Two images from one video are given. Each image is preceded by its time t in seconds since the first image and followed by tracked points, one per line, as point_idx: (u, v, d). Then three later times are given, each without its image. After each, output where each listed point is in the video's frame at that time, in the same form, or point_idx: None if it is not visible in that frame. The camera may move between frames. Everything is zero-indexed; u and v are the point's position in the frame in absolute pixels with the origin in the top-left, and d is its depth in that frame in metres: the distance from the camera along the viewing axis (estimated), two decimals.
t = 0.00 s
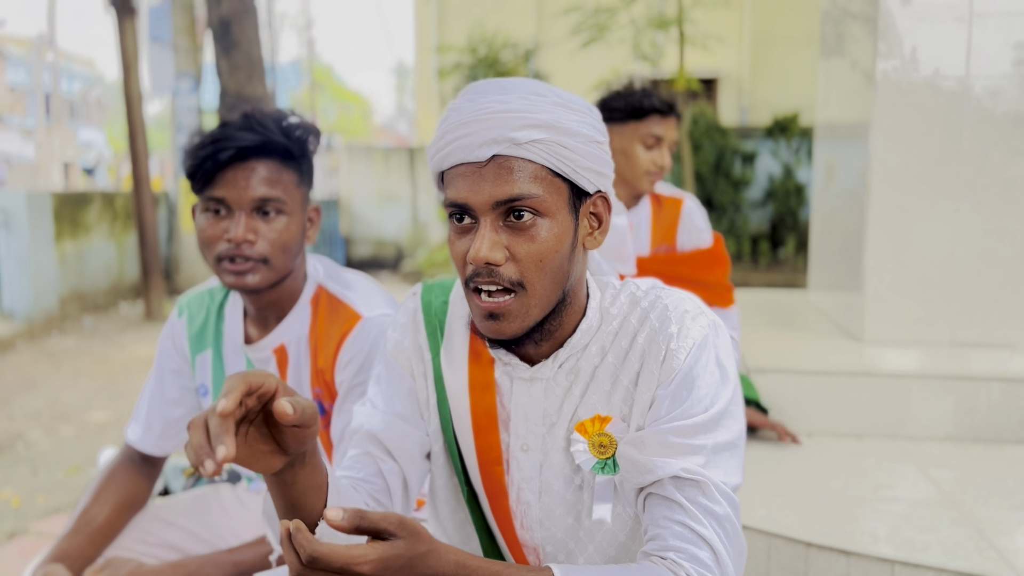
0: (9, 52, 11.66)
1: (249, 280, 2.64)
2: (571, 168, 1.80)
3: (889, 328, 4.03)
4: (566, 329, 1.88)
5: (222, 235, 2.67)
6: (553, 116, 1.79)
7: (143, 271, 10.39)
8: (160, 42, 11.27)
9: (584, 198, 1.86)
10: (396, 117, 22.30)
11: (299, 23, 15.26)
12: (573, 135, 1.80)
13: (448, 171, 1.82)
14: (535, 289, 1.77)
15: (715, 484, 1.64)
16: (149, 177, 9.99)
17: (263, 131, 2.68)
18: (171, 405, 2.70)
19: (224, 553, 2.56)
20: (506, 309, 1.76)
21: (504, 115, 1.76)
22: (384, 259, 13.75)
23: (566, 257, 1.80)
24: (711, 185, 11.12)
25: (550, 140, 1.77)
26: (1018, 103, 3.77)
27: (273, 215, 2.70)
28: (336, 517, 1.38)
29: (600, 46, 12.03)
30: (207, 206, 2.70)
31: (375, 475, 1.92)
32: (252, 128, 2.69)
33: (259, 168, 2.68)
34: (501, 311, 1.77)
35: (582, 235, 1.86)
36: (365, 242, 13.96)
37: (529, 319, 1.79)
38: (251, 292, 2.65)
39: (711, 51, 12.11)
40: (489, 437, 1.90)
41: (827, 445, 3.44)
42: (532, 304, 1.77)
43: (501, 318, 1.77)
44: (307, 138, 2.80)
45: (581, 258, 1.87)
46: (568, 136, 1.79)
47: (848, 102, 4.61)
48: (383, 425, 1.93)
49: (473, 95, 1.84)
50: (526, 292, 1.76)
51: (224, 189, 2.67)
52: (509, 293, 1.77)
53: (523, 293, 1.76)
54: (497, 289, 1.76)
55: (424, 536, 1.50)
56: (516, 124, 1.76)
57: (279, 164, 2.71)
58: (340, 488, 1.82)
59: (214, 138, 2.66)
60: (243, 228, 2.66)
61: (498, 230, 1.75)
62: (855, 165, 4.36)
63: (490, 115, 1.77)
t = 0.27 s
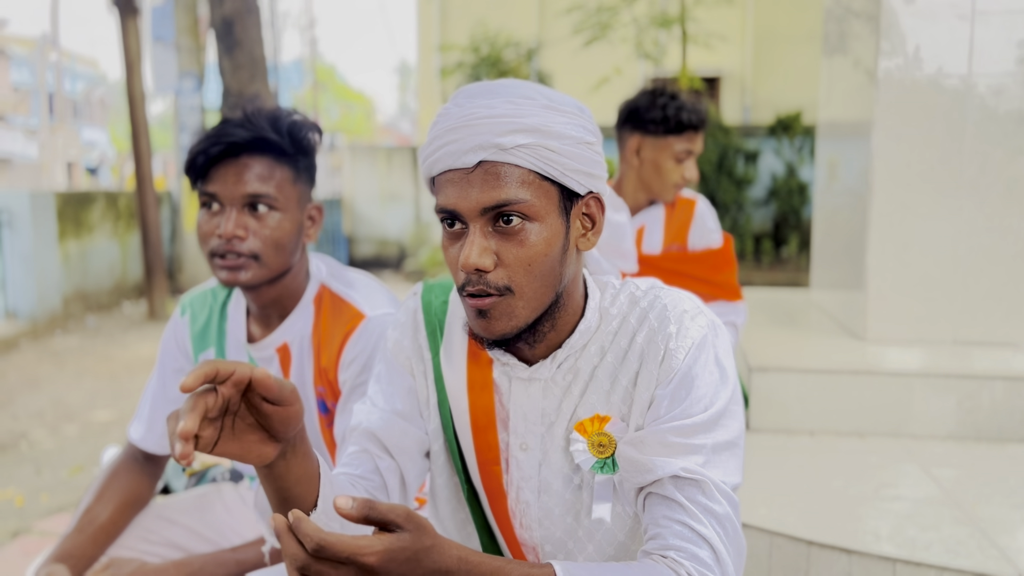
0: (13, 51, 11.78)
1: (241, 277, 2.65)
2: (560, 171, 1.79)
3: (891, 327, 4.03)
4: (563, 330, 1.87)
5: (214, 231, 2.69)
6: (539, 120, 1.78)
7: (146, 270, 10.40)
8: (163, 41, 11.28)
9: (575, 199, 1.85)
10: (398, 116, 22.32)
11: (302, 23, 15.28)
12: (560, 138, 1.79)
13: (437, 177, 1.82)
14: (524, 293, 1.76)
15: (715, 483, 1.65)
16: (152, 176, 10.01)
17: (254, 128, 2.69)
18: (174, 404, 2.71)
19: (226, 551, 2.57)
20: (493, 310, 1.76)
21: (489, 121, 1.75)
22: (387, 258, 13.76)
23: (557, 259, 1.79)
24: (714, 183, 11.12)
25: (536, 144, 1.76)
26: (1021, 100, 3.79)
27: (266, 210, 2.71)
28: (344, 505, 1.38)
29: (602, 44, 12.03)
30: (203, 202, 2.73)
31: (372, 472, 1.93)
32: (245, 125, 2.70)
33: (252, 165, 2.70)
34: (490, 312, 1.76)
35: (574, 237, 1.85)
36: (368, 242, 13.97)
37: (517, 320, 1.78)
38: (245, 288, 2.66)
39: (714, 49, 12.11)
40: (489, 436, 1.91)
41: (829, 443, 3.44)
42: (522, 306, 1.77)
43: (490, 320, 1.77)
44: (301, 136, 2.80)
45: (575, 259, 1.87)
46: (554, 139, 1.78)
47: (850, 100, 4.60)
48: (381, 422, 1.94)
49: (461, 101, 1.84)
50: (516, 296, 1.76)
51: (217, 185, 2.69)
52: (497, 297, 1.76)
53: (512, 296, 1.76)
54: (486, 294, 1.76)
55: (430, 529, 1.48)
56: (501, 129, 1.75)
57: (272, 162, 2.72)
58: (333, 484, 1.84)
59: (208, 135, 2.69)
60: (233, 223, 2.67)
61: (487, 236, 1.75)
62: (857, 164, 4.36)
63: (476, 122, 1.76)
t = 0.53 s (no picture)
0: (17, 51, 11.90)
1: (243, 274, 2.66)
2: (553, 170, 1.78)
3: (895, 326, 4.02)
4: (563, 328, 1.87)
5: (216, 228, 2.70)
6: (531, 119, 1.78)
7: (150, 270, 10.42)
8: (166, 41, 11.30)
9: (569, 198, 1.84)
10: (401, 115, 22.33)
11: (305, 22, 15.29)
12: (552, 137, 1.79)
13: (434, 177, 1.82)
14: (519, 291, 1.76)
15: (717, 481, 1.65)
16: (156, 175, 10.03)
17: (257, 126, 2.70)
18: (179, 402, 2.72)
19: (231, 550, 2.56)
20: (489, 309, 1.76)
21: (480, 120, 1.76)
22: (390, 257, 13.78)
23: (551, 259, 1.79)
24: (718, 183, 11.12)
25: (526, 143, 1.76)
26: None
27: (268, 209, 2.71)
28: (354, 496, 1.38)
29: (605, 44, 12.03)
30: (206, 200, 2.75)
31: (376, 470, 1.95)
32: (249, 123, 2.71)
33: (255, 162, 2.70)
34: (485, 311, 1.77)
35: (570, 236, 1.84)
36: (371, 241, 13.98)
37: (512, 319, 1.78)
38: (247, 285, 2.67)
39: (717, 48, 12.10)
40: (491, 435, 1.91)
41: (833, 442, 3.44)
42: (516, 304, 1.77)
43: (484, 318, 1.78)
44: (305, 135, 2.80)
45: (572, 259, 1.86)
46: (545, 137, 1.78)
47: (854, 98, 4.60)
48: (384, 420, 1.96)
49: (455, 100, 1.85)
50: (511, 295, 1.76)
51: (220, 182, 2.71)
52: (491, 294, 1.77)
53: (506, 294, 1.76)
54: (480, 292, 1.76)
55: (435, 524, 1.48)
56: (493, 128, 1.76)
57: (276, 160, 2.73)
58: (337, 473, 1.85)
59: (211, 132, 2.70)
60: (234, 221, 2.68)
61: (481, 236, 1.75)
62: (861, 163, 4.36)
63: (467, 122, 1.77)
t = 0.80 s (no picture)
0: (21, 51, 12.00)
1: (256, 274, 2.66)
2: (584, 166, 1.83)
3: (899, 326, 4.01)
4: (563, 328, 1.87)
5: (230, 229, 2.69)
6: (564, 115, 1.81)
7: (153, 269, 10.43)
8: (170, 41, 11.32)
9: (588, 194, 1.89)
10: (404, 114, 22.34)
11: (308, 21, 15.30)
12: (583, 133, 1.84)
13: (462, 175, 1.80)
14: (561, 284, 1.78)
15: (717, 481, 1.64)
16: (159, 175, 10.04)
17: (272, 126, 2.70)
18: (183, 401, 2.69)
19: (234, 549, 2.56)
20: (531, 304, 1.76)
21: (522, 116, 1.77)
22: (393, 256, 13.79)
23: (582, 253, 1.82)
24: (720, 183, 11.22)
25: (567, 138, 1.79)
26: None
27: (281, 209, 2.71)
28: (357, 494, 1.39)
29: (608, 43, 12.02)
30: (218, 200, 2.74)
31: (376, 469, 1.95)
32: (262, 123, 2.72)
33: (268, 163, 2.70)
34: (526, 307, 1.76)
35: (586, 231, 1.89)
36: (374, 240, 13.99)
37: (553, 312, 1.79)
38: (259, 286, 2.67)
39: (720, 47, 12.09)
40: (491, 435, 1.91)
41: (836, 442, 3.44)
42: (558, 298, 1.78)
43: (527, 314, 1.76)
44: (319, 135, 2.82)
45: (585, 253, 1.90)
46: (580, 134, 1.82)
47: (857, 98, 4.59)
48: (385, 420, 1.96)
49: (479, 99, 1.85)
50: (553, 287, 1.77)
51: (233, 183, 2.70)
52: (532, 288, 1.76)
53: (550, 287, 1.77)
54: (523, 286, 1.76)
55: (437, 525, 1.49)
56: (535, 124, 1.78)
57: (288, 160, 2.73)
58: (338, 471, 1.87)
59: (224, 133, 2.70)
60: (250, 221, 2.68)
61: (523, 230, 1.75)
62: (864, 163, 4.36)
63: (506, 118, 1.78)
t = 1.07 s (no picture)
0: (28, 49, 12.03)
1: (268, 274, 2.65)
2: (597, 171, 1.82)
3: (906, 326, 4.01)
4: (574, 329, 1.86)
5: (242, 228, 2.69)
6: (580, 120, 1.82)
7: (160, 267, 10.45)
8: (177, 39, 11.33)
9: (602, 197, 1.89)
10: (410, 113, 22.37)
11: (315, 20, 15.31)
12: (599, 139, 1.83)
13: (474, 178, 1.80)
14: (568, 290, 1.78)
15: (727, 483, 1.64)
16: (167, 173, 10.06)
17: (286, 127, 2.71)
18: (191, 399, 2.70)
19: (243, 547, 2.58)
20: (537, 310, 1.76)
21: (537, 121, 1.78)
22: (399, 255, 13.82)
23: (593, 257, 1.81)
24: (727, 181, 11.07)
25: (581, 144, 1.79)
26: None
27: (293, 209, 2.72)
28: (373, 491, 1.39)
29: (615, 41, 12.01)
30: (228, 199, 2.73)
31: (382, 468, 1.94)
32: (275, 123, 2.73)
33: (281, 163, 2.71)
34: (532, 313, 1.75)
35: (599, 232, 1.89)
36: (380, 239, 14.01)
37: (560, 317, 1.78)
38: (270, 285, 2.67)
39: (727, 46, 12.08)
40: (502, 435, 1.91)
41: (843, 442, 3.44)
42: (566, 304, 1.78)
43: (534, 320, 1.76)
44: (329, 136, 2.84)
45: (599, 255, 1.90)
46: (595, 139, 1.82)
47: (865, 97, 4.58)
48: (392, 420, 1.95)
49: (493, 102, 1.85)
50: (560, 293, 1.77)
51: (246, 182, 2.70)
52: (540, 292, 1.76)
53: (557, 293, 1.77)
54: (531, 291, 1.75)
55: (451, 522, 1.49)
56: (550, 129, 1.77)
57: (301, 160, 2.74)
58: (342, 471, 1.86)
59: (236, 132, 2.70)
60: (263, 221, 2.67)
61: (533, 236, 1.75)
62: (872, 163, 4.35)
63: (520, 122, 1.78)
